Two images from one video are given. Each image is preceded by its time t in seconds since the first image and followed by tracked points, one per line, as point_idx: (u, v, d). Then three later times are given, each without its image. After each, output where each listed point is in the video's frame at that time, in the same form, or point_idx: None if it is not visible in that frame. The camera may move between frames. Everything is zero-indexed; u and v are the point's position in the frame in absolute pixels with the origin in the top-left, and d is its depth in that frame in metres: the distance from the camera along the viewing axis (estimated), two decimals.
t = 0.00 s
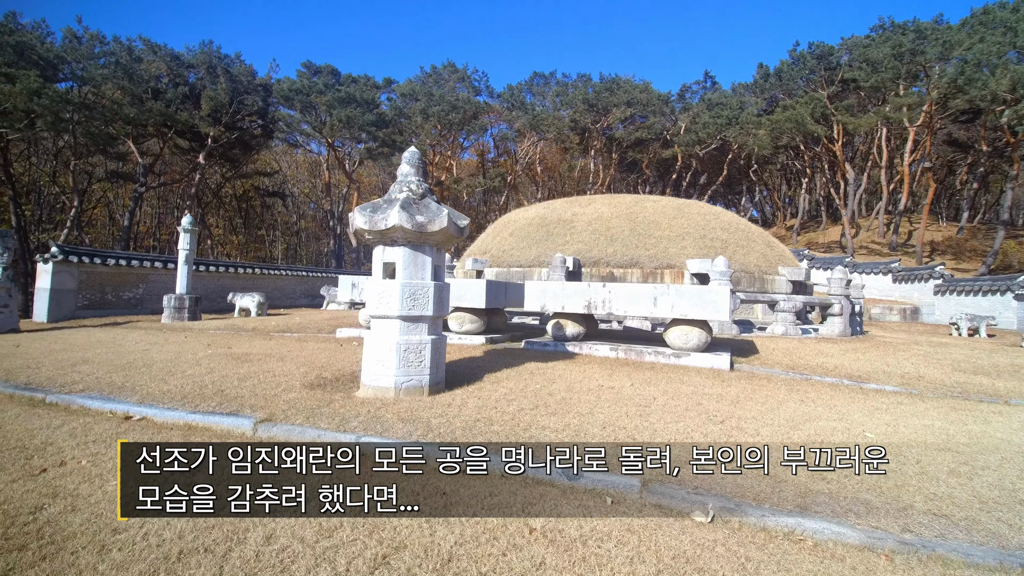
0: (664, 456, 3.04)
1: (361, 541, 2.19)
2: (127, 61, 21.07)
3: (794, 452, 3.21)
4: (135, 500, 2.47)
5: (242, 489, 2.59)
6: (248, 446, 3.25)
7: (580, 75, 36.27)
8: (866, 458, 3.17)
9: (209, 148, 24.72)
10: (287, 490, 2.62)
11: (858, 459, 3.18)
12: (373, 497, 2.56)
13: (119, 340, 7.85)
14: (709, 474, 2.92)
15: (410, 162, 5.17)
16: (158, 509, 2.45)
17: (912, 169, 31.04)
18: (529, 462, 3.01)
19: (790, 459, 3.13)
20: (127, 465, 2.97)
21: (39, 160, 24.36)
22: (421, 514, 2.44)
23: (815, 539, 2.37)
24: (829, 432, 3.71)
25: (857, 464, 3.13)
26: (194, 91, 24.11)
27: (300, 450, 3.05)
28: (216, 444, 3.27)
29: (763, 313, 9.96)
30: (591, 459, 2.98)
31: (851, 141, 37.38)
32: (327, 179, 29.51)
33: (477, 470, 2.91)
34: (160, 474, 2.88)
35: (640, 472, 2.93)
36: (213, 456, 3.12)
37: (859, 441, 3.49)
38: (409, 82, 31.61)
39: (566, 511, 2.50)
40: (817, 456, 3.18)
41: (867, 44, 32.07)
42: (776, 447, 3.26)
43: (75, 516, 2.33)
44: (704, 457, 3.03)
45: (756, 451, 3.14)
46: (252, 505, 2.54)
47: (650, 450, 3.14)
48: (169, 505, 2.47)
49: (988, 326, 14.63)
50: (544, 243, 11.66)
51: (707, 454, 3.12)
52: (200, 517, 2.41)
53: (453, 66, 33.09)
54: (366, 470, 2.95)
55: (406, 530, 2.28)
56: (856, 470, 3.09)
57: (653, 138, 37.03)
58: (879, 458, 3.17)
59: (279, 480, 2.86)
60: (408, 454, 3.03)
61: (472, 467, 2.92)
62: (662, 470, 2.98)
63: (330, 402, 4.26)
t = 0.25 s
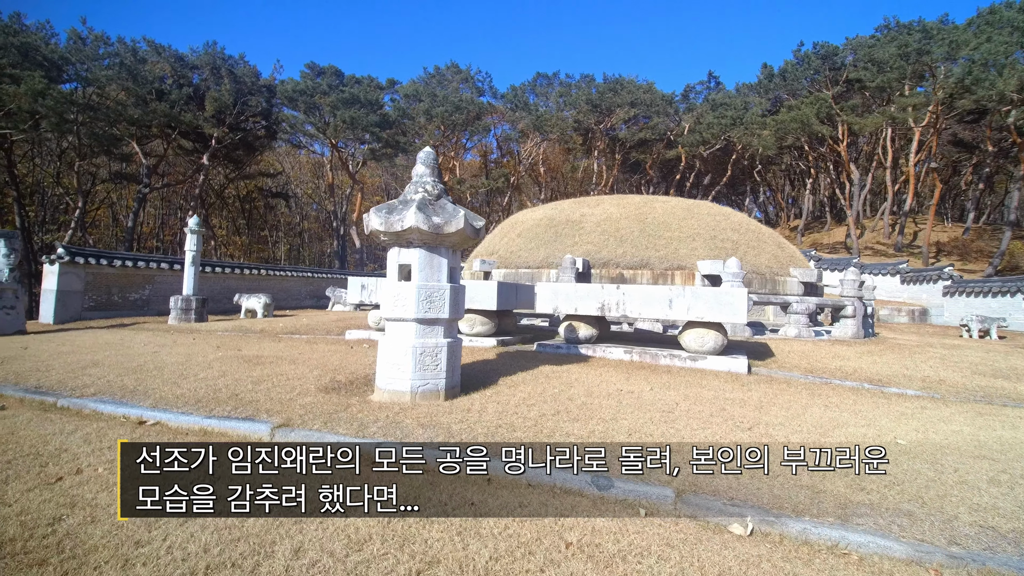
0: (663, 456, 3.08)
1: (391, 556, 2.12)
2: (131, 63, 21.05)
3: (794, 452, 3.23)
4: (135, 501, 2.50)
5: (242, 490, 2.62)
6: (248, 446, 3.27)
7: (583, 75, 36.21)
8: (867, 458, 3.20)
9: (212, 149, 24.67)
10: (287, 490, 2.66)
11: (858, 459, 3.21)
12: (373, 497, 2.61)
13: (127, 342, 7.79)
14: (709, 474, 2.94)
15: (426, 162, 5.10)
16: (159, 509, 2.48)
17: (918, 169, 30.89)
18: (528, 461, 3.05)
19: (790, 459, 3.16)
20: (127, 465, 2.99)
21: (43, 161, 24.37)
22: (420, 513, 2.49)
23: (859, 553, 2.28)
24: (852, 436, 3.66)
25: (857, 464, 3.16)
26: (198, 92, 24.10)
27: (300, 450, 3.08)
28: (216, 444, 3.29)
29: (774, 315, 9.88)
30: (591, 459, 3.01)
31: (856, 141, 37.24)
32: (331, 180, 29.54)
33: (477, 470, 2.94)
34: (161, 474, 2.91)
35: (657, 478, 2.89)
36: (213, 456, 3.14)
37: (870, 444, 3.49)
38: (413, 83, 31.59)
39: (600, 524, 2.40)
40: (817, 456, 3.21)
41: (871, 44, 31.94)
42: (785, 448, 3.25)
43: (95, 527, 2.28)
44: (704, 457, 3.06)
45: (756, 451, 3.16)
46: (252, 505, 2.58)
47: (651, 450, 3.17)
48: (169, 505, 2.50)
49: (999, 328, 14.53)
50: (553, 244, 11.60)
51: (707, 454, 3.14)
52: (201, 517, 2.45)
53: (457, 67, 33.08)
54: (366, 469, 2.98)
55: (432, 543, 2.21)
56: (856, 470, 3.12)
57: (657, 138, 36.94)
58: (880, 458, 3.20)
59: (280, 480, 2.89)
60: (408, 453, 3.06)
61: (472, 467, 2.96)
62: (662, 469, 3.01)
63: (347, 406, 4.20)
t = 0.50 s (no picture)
0: (663, 456, 3.12)
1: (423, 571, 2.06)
2: (135, 65, 21.02)
3: (794, 453, 3.29)
4: (135, 501, 2.56)
5: (242, 490, 2.67)
6: (248, 446, 3.31)
7: (586, 77, 36.15)
8: (866, 458, 3.26)
9: (215, 151, 24.64)
10: (287, 490, 2.70)
11: (858, 459, 3.26)
12: (373, 498, 2.65)
13: (134, 346, 7.73)
14: (708, 473, 2.98)
15: (439, 163, 5.03)
16: (159, 509, 2.54)
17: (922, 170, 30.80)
18: (529, 462, 3.10)
19: (790, 459, 3.21)
20: (128, 466, 3.04)
21: (46, 163, 24.30)
22: (420, 514, 2.54)
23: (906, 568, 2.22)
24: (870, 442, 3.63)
25: (857, 463, 3.21)
26: (201, 94, 24.06)
27: (300, 450, 3.12)
28: (216, 444, 3.32)
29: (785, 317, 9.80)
30: (591, 459, 3.08)
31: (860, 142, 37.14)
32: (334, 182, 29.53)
33: (477, 470, 2.98)
34: (160, 474, 2.96)
35: (678, 485, 2.85)
36: (213, 456, 3.18)
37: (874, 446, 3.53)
38: (415, 84, 31.55)
39: (637, 538, 2.32)
40: (817, 456, 3.27)
41: (875, 45, 31.86)
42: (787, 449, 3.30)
43: (115, 540, 2.22)
44: (703, 457, 3.10)
45: (756, 451, 3.21)
46: (252, 505, 2.63)
47: (650, 451, 3.22)
48: (169, 506, 2.55)
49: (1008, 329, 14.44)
50: (561, 246, 11.53)
51: (707, 454, 3.18)
52: (201, 518, 2.50)
53: (460, 68, 33.06)
54: (366, 469, 3.02)
55: (467, 558, 2.15)
56: (855, 470, 3.17)
57: (660, 139, 36.86)
58: (880, 458, 3.25)
59: (279, 480, 2.93)
60: (408, 454, 3.11)
61: (471, 467, 2.99)
62: (662, 469, 3.05)
63: (364, 411, 4.15)
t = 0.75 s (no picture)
0: (663, 457, 3.09)
1: None
2: (139, 64, 20.96)
3: (794, 453, 3.24)
4: (135, 500, 2.55)
5: (242, 490, 2.65)
6: (249, 446, 3.28)
7: (589, 76, 36.04)
8: (867, 458, 3.21)
9: (219, 150, 24.56)
10: (287, 490, 2.68)
11: (858, 459, 3.21)
12: (373, 498, 2.62)
13: (142, 346, 7.66)
14: (708, 473, 2.95)
15: (454, 161, 4.95)
16: (158, 509, 2.52)
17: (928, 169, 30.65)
18: (529, 462, 3.07)
19: (790, 459, 3.16)
20: (127, 465, 3.03)
21: (49, 162, 24.23)
22: (420, 514, 2.50)
23: None
24: (892, 445, 3.56)
25: (857, 464, 3.16)
26: (205, 93, 23.99)
27: (300, 450, 3.10)
28: (217, 444, 3.30)
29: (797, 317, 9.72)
30: (591, 459, 3.06)
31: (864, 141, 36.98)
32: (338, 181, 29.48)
33: (477, 470, 2.95)
34: (160, 474, 2.94)
35: (711, 490, 2.77)
36: (213, 456, 3.16)
37: (877, 446, 3.46)
38: (418, 83, 31.47)
39: (679, 547, 2.24)
40: (818, 456, 3.22)
41: (880, 43, 31.69)
42: (787, 449, 3.25)
43: (136, 548, 2.15)
44: (704, 458, 3.06)
45: (756, 451, 3.16)
46: (252, 505, 2.60)
47: (651, 451, 3.19)
48: (169, 505, 2.54)
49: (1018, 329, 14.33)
50: (569, 245, 11.45)
51: (707, 454, 3.15)
52: (201, 517, 2.48)
53: (463, 67, 32.98)
54: (366, 469, 3.00)
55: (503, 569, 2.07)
56: (856, 470, 3.12)
57: (663, 138, 36.73)
58: (879, 458, 3.20)
59: (280, 480, 2.91)
60: (408, 454, 3.07)
61: (472, 467, 2.96)
62: (662, 470, 3.02)
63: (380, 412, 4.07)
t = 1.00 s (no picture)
0: (663, 456, 3.08)
1: None
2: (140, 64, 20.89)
3: (794, 452, 3.22)
4: (135, 500, 2.51)
5: (242, 489, 2.62)
6: (249, 445, 3.25)
7: (590, 76, 36.00)
8: (866, 458, 3.19)
9: (220, 150, 24.52)
10: (287, 490, 2.65)
11: (858, 459, 3.19)
12: (373, 498, 2.60)
13: (146, 346, 7.59)
14: (708, 473, 2.93)
15: (465, 159, 4.90)
16: (159, 509, 2.49)
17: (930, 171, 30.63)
18: (529, 462, 3.07)
19: (789, 459, 3.15)
20: (127, 466, 3.00)
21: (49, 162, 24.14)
22: (421, 514, 2.48)
23: None
24: (912, 447, 3.51)
25: (857, 463, 3.14)
26: (206, 94, 23.93)
27: (300, 450, 3.07)
28: (217, 443, 3.27)
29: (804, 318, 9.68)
30: (591, 459, 3.05)
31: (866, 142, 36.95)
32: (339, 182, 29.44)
33: (477, 470, 2.93)
34: (159, 474, 2.91)
35: (739, 494, 2.71)
36: (213, 456, 3.12)
37: (877, 446, 3.44)
38: (420, 84, 31.43)
39: (709, 555, 2.19)
40: (817, 456, 3.20)
41: (882, 44, 31.67)
42: (787, 449, 3.23)
43: (152, 554, 2.09)
44: (704, 457, 3.05)
45: (756, 451, 3.15)
46: (252, 505, 2.58)
47: (650, 451, 3.18)
48: (168, 505, 2.51)
49: None
50: (574, 245, 11.40)
51: (707, 454, 3.13)
52: (201, 517, 2.44)
53: (464, 68, 32.96)
54: (366, 469, 2.97)
55: None
56: (855, 470, 3.11)
57: (664, 139, 36.69)
58: (879, 458, 3.19)
59: (280, 479, 2.88)
60: (408, 454, 3.05)
61: (472, 467, 2.94)
62: (662, 470, 3.01)
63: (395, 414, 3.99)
